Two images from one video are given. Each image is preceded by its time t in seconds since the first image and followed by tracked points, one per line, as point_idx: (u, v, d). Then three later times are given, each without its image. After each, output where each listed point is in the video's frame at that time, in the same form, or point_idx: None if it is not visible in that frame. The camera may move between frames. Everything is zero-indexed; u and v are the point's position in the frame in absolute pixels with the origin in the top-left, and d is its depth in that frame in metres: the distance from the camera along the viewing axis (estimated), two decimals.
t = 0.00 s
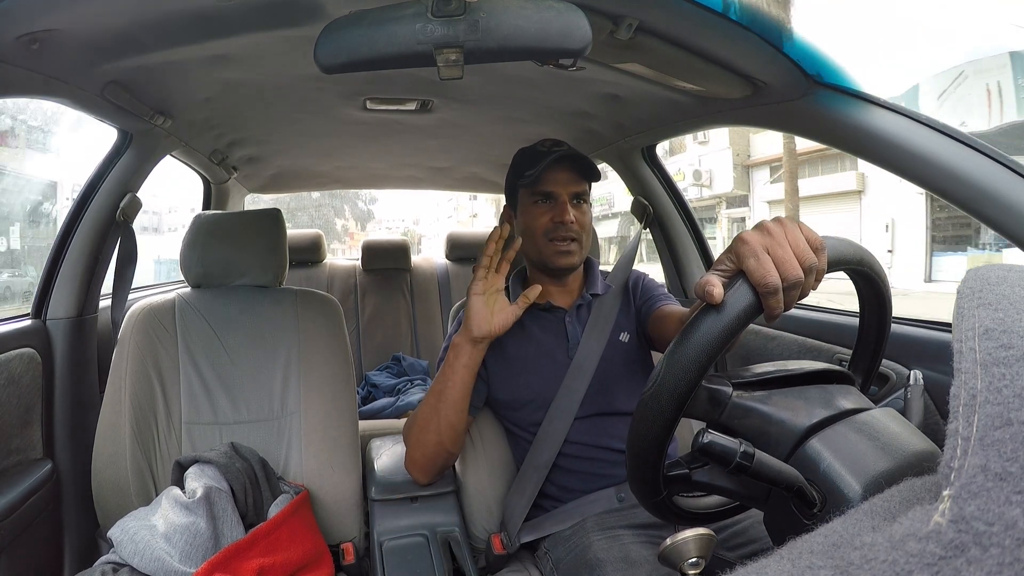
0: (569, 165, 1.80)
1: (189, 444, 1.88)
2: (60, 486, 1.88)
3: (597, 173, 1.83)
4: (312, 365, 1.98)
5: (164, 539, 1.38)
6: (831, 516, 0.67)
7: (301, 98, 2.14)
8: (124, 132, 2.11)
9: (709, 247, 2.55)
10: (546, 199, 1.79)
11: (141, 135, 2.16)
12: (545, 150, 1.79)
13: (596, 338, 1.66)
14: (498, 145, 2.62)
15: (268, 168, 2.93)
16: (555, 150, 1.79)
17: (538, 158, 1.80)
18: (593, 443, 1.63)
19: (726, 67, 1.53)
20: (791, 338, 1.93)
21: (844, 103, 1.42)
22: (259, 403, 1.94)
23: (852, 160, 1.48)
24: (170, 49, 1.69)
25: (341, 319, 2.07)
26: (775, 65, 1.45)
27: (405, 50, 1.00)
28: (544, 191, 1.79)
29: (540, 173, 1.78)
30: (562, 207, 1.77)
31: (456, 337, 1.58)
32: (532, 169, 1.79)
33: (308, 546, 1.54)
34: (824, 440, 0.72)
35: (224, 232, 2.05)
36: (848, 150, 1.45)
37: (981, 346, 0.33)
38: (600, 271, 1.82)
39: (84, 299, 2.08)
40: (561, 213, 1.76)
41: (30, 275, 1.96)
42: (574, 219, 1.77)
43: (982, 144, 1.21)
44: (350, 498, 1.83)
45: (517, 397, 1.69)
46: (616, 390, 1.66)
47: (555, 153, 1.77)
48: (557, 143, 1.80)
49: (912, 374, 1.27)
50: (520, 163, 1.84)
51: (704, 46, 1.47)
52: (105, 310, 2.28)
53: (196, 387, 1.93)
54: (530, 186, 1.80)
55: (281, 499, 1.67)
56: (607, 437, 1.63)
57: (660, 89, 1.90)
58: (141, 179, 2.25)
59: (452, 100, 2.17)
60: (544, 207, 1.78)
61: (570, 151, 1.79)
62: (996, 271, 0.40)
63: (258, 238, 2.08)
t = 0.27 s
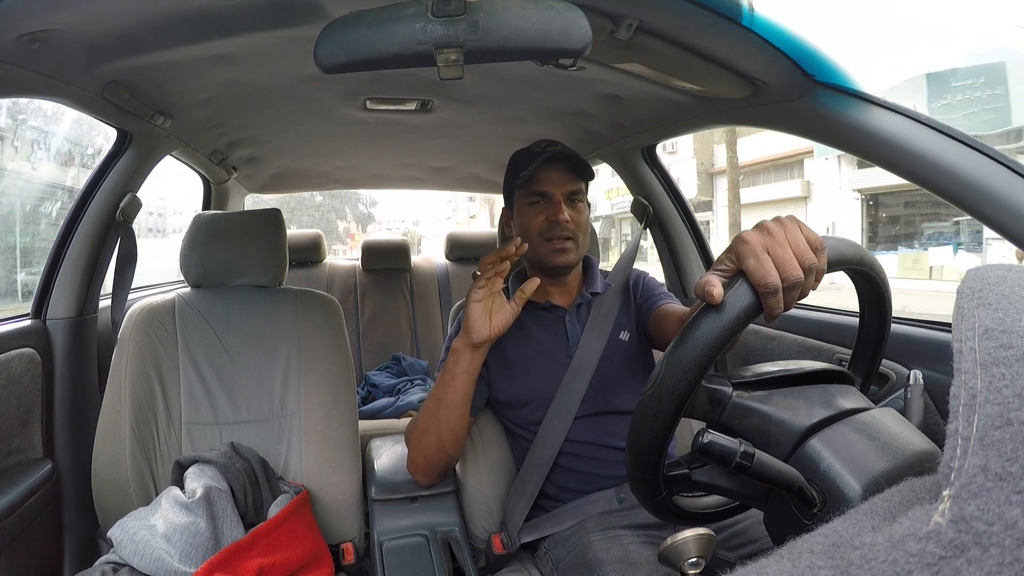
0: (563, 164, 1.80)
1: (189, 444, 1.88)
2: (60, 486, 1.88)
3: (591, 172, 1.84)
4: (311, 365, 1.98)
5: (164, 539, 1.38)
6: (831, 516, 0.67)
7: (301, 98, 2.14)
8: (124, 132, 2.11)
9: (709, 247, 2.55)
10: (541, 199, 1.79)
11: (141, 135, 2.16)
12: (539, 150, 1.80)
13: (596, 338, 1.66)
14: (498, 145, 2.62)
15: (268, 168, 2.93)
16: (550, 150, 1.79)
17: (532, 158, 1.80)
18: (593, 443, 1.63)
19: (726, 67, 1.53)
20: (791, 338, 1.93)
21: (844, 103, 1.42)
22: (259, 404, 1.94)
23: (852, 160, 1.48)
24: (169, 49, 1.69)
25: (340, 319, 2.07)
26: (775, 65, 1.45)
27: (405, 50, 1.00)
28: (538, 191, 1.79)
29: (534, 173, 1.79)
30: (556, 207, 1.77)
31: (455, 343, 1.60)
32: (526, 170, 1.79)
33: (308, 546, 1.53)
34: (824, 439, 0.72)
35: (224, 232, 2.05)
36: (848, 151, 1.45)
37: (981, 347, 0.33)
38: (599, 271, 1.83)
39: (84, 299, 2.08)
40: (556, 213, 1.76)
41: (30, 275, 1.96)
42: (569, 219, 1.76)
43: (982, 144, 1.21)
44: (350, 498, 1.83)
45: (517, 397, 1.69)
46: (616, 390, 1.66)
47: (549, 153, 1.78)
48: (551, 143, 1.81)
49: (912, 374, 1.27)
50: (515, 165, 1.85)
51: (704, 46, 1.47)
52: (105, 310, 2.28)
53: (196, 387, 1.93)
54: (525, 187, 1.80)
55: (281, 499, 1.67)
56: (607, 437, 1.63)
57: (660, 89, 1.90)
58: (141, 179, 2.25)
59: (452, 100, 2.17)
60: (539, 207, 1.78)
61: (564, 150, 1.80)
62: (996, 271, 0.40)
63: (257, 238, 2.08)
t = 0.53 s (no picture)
0: (564, 168, 1.79)
1: (189, 443, 1.88)
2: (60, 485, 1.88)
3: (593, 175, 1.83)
4: (311, 366, 1.98)
5: (164, 539, 1.38)
6: (831, 516, 0.68)
7: (301, 98, 2.14)
8: (124, 132, 2.11)
9: (709, 247, 2.55)
10: (541, 203, 1.78)
11: (141, 135, 2.16)
12: (540, 153, 1.79)
13: (596, 337, 1.66)
14: (498, 144, 2.62)
15: (268, 168, 2.93)
16: (550, 152, 1.78)
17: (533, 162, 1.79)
18: (593, 443, 1.63)
19: (726, 67, 1.53)
20: (790, 338, 1.93)
21: (844, 103, 1.42)
22: (258, 404, 1.94)
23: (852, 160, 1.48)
24: (169, 49, 1.69)
25: (341, 319, 2.07)
26: (775, 65, 1.46)
27: (405, 50, 1.00)
28: (539, 195, 1.79)
29: (535, 177, 1.78)
30: (557, 211, 1.77)
31: (450, 350, 1.59)
32: (527, 173, 1.78)
33: (308, 546, 1.53)
34: (824, 439, 0.72)
35: (224, 232, 2.05)
36: (848, 151, 1.45)
37: (981, 346, 0.33)
38: (598, 270, 1.83)
39: (84, 299, 2.08)
40: (556, 217, 1.76)
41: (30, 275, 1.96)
42: (569, 222, 1.76)
43: (983, 144, 1.21)
44: (350, 498, 1.83)
45: (517, 397, 1.69)
46: (615, 390, 1.66)
47: (551, 156, 1.77)
48: (553, 145, 1.79)
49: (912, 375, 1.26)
50: (514, 167, 1.84)
51: (704, 46, 1.47)
52: (105, 310, 2.28)
53: (196, 387, 1.92)
54: (525, 191, 1.80)
55: (281, 499, 1.67)
56: (606, 437, 1.63)
57: (660, 89, 1.90)
58: (141, 179, 2.25)
59: (452, 100, 2.17)
60: (538, 211, 1.78)
61: (565, 154, 1.78)
62: (996, 271, 0.40)
63: (257, 239, 2.08)
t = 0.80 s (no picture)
0: (574, 171, 1.78)
1: (189, 443, 1.88)
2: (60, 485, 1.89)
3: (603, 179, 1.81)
4: (312, 366, 1.98)
5: (164, 539, 1.38)
6: (831, 516, 0.68)
7: (301, 98, 2.14)
8: (124, 132, 2.11)
9: (709, 247, 2.55)
10: (549, 205, 1.79)
11: (141, 135, 2.16)
12: (551, 152, 1.78)
13: (596, 337, 1.66)
14: (498, 145, 2.62)
15: (268, 168, 2.93)
16: (561, 153, 1.78)
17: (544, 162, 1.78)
18: (593, 443, 1.63)
19: (726, 67, 1.53)
20: (790, 338, 1.93)
21: (844, 103, 1.42)
22: (259, 404, 1.94)
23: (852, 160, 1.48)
24: (169, 49, 1.69)
25: (341, 320, 2.07)
26: (775, 66, 1.46)
27: (405, 50, 1.00)
28: (547, 197, 1.78)
29: (546, 178, 1.77)
30: (564, 215, 1.77)
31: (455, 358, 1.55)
32: (538, 174, 1.77)
33: (309, 546, 1.54)
34: (824, 439, 0.72)
35: (224, 232, 2.05)
36: (848, 151, 1.45)
37: (981, 346, 0.33)
38: (599, 270, 1.83)
39: (84, 299, 2.08)
40: (563, 220, 1.76)
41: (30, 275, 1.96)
42: (576, 226, 1.77)
43: (982, 144, 1.21)
44: (350, 497, 1.83)
45: (517, 396, 1.69)
46: (616, 390, 1.66)
47: (563, 157, 1.76)
48: (564, 145, 1.79)
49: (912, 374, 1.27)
50: (524, 163, 1.83)
51: (704, 46, 1.47)
52: (105, 310, 2.28)
53: (196, 387, 1.92)
54: (533, 192, 1.80)
55: (281, 499, 1.67)
56: (607, 437, 1.63)
57: (660, 89, 1.90)
58: (141, 179, 2.25)
59: (452, 100, 2.17)
60: (545, 212, 1.78)
61: (576, 156, 1.78)
62: (997, 271, 0.40)
63: (259, 240, 2.08)
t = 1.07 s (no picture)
0: (580, 173, 1.79)
1: (189, 444, 1.88)
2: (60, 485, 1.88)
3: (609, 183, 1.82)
4: (311, 366, 1.98)
5: (164, 539, 1.38)
6: (831, 516, 0.68)
7: (301, 98, 2.14)
8: (124, 132, 2.11)
9: (709, 247, 2.55)
10: (553, 205, 1.79)
11: (141, 135, 2.16)
12: (558, 153, 1.79)
13: (596, 337, 1.66)
14: (498, 144, 2.62)
15: (268, 168, 2.93)
16: (568, 154, 1.78)
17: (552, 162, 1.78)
18: (592, 444, 1.63)
19: (726, 67, 1.53)
20: (790, 338, 1.93)
21: (844, 103, 1.42)
22: (259, 404, 1.94)
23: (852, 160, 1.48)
24: (170, 49, 1.69)
25: (341, 319, 2.07)
26: (775, 66, 1.46)
27: (405, 50, 1.00)
28: (551, 197, 1.79)
29: (553, 178, 1.78)
30: (568, 216, 1.78)
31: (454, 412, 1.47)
32: (545, 173, 1.78)
33: (309, 546, 1.54)
34: (824, 439, 0.72)
35: (224, 232, 2.05)
36: (848, 151, 1.45)
37: (981, 346, 0.33)
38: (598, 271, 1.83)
39: (84, 299, 2.08)
40: (568, 221, 1.77)
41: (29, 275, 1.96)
42: (580, 229, 1.78)
43: (983, 144, 1.21)
44: (351, 497, 1.83)
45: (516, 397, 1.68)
46: (615, 390, 1.66)
47: (570, 159, 1.77)
48: (571, 146, 1.80)
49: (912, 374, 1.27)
50: (532, 161, 1.84)
51: (704, 46, 1.47)
52: (105, 310, 2.28)
53: (196, 387, 1.92)
54: (539, 191, 1.80)
55: (281, 499, 1.67)
56: (607, 437, 1.63)
57: (660, 89, 1.90)
58: (141, 179, 2.25)
59: (452, 100, 2.17)
60: (550, 212, 1.79)
61: (583, 157, 1.79)
62: (996, 271, 0.40)
63: (260, 240, 2.08)
